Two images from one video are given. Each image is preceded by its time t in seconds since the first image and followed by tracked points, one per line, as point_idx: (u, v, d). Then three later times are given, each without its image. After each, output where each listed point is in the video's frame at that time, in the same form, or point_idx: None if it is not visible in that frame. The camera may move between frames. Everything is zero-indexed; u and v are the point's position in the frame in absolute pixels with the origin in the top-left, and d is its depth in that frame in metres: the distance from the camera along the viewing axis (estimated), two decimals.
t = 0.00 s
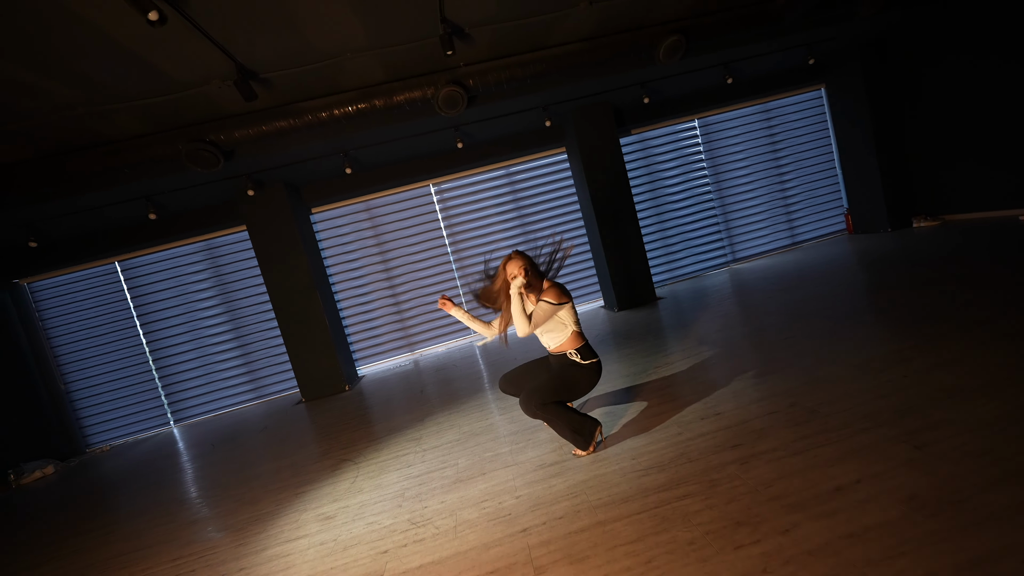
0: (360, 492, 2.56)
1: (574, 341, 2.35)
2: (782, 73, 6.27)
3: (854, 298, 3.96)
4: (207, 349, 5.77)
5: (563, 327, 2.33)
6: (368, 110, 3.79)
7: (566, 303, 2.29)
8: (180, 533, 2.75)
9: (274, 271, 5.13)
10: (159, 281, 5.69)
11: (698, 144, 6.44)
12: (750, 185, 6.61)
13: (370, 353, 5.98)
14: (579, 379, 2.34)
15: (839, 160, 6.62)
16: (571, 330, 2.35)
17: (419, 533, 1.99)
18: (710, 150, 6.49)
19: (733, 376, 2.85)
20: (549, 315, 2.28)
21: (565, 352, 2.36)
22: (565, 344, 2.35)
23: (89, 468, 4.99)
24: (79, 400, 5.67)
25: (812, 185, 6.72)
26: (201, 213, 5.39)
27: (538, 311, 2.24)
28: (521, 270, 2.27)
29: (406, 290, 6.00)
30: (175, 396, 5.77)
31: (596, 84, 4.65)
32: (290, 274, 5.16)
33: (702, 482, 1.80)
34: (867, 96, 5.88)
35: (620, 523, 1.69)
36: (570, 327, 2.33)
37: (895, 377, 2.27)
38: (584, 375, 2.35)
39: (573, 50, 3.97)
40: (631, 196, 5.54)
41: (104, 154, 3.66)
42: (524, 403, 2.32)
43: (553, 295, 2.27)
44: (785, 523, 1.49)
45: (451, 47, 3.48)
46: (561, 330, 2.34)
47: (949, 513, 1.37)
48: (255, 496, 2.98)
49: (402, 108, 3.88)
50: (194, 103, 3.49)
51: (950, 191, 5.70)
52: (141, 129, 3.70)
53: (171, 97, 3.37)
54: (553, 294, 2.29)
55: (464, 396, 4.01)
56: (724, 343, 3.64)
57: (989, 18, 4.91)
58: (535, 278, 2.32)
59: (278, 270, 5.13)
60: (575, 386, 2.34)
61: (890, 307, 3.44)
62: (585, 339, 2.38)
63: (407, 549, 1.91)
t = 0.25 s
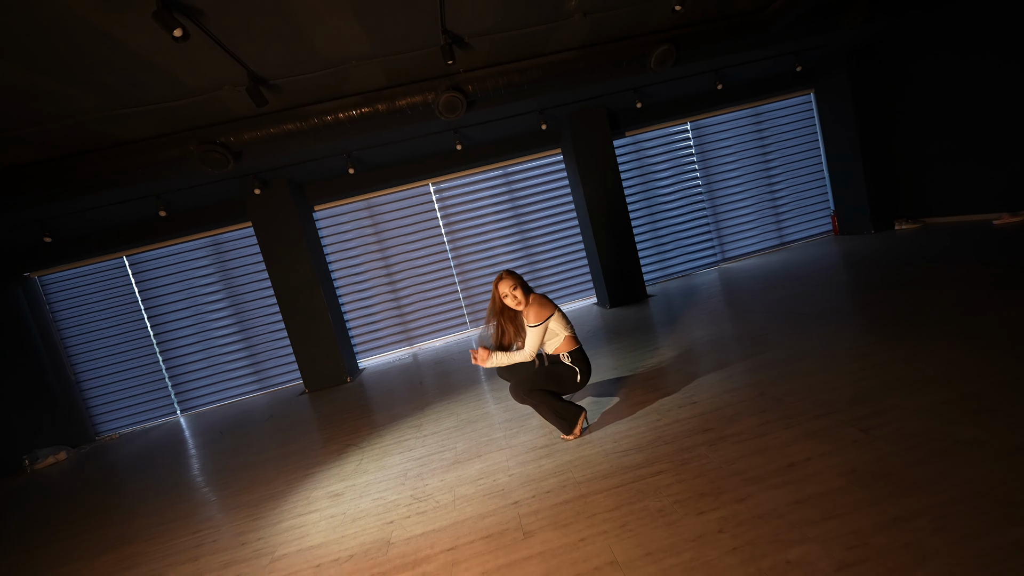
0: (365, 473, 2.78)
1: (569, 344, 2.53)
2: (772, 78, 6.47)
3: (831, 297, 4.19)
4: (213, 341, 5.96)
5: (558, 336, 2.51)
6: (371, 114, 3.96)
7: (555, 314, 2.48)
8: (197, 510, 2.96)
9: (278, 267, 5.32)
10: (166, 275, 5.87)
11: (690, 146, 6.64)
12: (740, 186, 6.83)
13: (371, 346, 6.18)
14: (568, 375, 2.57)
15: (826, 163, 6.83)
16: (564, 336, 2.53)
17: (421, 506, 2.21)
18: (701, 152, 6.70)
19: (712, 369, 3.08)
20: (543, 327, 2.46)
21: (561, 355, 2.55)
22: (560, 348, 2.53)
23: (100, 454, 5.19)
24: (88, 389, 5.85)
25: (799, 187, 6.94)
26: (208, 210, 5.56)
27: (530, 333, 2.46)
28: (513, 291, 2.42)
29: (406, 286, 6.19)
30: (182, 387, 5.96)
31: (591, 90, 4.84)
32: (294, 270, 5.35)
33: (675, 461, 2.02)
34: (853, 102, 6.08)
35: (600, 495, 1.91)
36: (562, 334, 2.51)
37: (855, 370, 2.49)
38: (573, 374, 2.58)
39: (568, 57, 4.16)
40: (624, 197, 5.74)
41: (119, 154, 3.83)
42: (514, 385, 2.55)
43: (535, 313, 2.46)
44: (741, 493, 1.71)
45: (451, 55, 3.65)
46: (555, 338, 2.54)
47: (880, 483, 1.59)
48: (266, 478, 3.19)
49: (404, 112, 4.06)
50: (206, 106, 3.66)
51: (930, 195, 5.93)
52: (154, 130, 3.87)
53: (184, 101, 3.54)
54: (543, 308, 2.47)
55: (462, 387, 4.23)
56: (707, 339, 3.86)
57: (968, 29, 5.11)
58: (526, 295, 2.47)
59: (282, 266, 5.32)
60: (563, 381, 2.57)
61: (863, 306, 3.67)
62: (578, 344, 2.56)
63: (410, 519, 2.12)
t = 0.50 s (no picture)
0: (365, 448, 2.98)
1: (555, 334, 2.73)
2: (773, 84, 6.59)
3: (813, 301, 4.39)
4: (216, 319, 6.13)
5: (545, 327, 2.72)
6: (379, 106, 4.09)
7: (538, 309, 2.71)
8: (205, 475, 3.17)
9: (283, 249, 5.47)
10: (173, 253, 6.02)
11: (689, 148, 6.79)
12: (736, 189, 6.99)
13: (370, 330, 6.37)
14: (558, 361, 2.75)
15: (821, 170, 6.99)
16: (551, 326, 2.74)
17: (416, 478, 2.41)
18: (700, 154, 6.84)
19: (693, 365, 3.28)
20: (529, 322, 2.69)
21: (549, 343, 2.75)
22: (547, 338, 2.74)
23: (105, 423, 5.39)
24: (95, 360, 6.04)
25: (794, 192, 7.11)
26: (215, 191, 5.69)
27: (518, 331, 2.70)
28: (500, 292, 2.61)
29: (406, 273, 6.36)
30: (185, 362, 6.15)
31: (593, 90, 4.96)
32: (298, 253, 5.50)
33: (649, 446, 2.23)
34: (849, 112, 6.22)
35: (579, 473, 2.11)
36: (547, 326, 2.72)
37: (821, 370, 2.70)
38: (563, 361, 2.77)
39: (572, 59, 4.28)
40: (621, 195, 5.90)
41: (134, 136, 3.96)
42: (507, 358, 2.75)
43: (519, 312, 2.69)
44: (704, 475, 1.92)
45: (459, 53, 3.78)
46: (542, 330, 2.75)
47: (825, 470, 1.79)
48: (271, 449, 3.40)
49: (411, 106, 4.19)
50: (220, 93, 3.79)
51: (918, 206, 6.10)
52: (169, 113, 4.00)
53: (199, 88, 3.66)
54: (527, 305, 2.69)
55: (457, 372, 4.43)
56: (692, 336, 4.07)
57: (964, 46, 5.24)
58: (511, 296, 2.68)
59: (287, 249, 5.47)
60: (552, 366, 2.76)
61: (841, 311, 3.87)
62: (567, 333, 2.76)
63: (406, 489, 2.33)
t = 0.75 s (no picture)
0: (362, 431, 3.13)
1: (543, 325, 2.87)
2: (780, 95, 6.65)
3: (802, 312, 4.51)
4: (220, 298, 6.26)
5: (533, 319, 2.85)
6: (390, 99, 4.17)
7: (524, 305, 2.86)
8: (208, 449, 3.31)
9: (289, 233, 5.58)
10: (180, 231, 6.12)
11: (693, 153, 6.86)
12: (737, 196, 7.07)
13: (370, 316, 6.49)
14: (551, 350, 2.88)
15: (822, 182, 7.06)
16: (539, 318, 2.87)
17: (410, 462, 2.55)
18: (704, 160, 6.92)
19: (680, 368, 3.41)
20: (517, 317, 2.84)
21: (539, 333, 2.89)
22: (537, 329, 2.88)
23: (109, 393, 5.54)
24: (100, 332, 6.17)
25: (794, 203, 7.19)
26: (225, 172, 5.78)
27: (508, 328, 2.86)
28: (490, 289, 2.76)
29: (408, 262, 6.47)
30: (188, 338, 6.28)
31: (601, 92, 5.03)
32: (303, 238, 5.61)
33: (631, 443, 2.36)
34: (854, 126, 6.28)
35: (563, 465, 2.25)
36: (535, 319, 2.86)
37: (800, 381, 2.83)
38: (555, 350, 2.89)
39: (582, 62, 4.35)
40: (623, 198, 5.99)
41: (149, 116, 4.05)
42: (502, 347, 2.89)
43: (505, 310, 2.83)
44: (679, 474, 2.05)
45: (471, 52, 3.85)
46: (531, 323, 2.89)
47: (790, 474, 1.93)
48: (271, 427, 3.55)
49: (421, 100, 4.27)
50: (236, 79, 3.87)
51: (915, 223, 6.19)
52: (184, 96, 4.08)
53: (216, 73, 3.74)
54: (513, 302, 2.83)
55: (454, 362, 4.57)
56: (682, 340, 4.19)
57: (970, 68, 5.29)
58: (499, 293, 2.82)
59: (293, 233, 5.58)
60: (545, 356, 2.89)
61: (827, 323, 3.99)
62: (556, 323, 2.90)
63: (400, 472, 2.47)
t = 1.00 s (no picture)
0: (359, 419, 3.21)
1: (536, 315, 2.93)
2: (790, 105, 6.66)
3: (797, 324, 4.57)
4: (224, 279, 6.33)
5: (525, 310, 2.93)
6: (401, 93, 4.21)
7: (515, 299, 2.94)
8: (208, 429, 3.40)
9: (294, 219, 5.64)
10: (187, 212, 6.19)
11: (700, 159, 6.88)
12: (741, 204, 7.10)
13: (370, 306, 6.57)
14: (546, 339, 2.92)
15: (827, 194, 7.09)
16: (531, 308, 2.95)
17: (404, 452, 2.63)
18: (710, 166, 6.94)
19: (672, 373, 3.48)
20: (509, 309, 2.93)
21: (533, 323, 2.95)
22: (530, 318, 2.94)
23: (111, 368, 5.63)
24: (104, 307, 6.27)
25: (798, 213, 7.22)
26: (235, 156, 5.83)
27: (503, 322, 2.96)
28: (483, 282, 2.79)
29: (410, 253, 6.54)
30: (191, 317, 6.37)
31: (611, 95, 5.06)
32: (309, 225, 5.67)
33: (618, 445, 2.44)
34: (862, 140, 6.30)
35: (552, 463, 2.32)
36: (527, 309, 2.94)
37: (788, 392, 2.90)
38: (551, 336, 2.93)
39: (593, 65, 4.37)
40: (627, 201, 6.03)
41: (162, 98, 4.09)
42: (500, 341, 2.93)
43: (498, 305, 2.90)
44: (663, 477, 2.13)
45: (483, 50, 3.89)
46: (524, 314, 2.96)
47: (770, 483, 2.00)
48: (269, 411, 3.64)
49: (431, 95, 4.31)
50: (249, 66, 3.91)
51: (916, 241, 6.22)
52: (198, 80, 4.13)
53: (230, 59, 3.79)
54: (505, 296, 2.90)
55: (451, 356, 4.65)
56: (676, 345, 4.27)
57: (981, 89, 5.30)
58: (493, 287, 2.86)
59: (298, 220, 5.64)
60: (543, 344, 2.92)
61: (821, 337, 4.05)
62: (548, 310, 2.95)
63: (394, 461, 2.55)
